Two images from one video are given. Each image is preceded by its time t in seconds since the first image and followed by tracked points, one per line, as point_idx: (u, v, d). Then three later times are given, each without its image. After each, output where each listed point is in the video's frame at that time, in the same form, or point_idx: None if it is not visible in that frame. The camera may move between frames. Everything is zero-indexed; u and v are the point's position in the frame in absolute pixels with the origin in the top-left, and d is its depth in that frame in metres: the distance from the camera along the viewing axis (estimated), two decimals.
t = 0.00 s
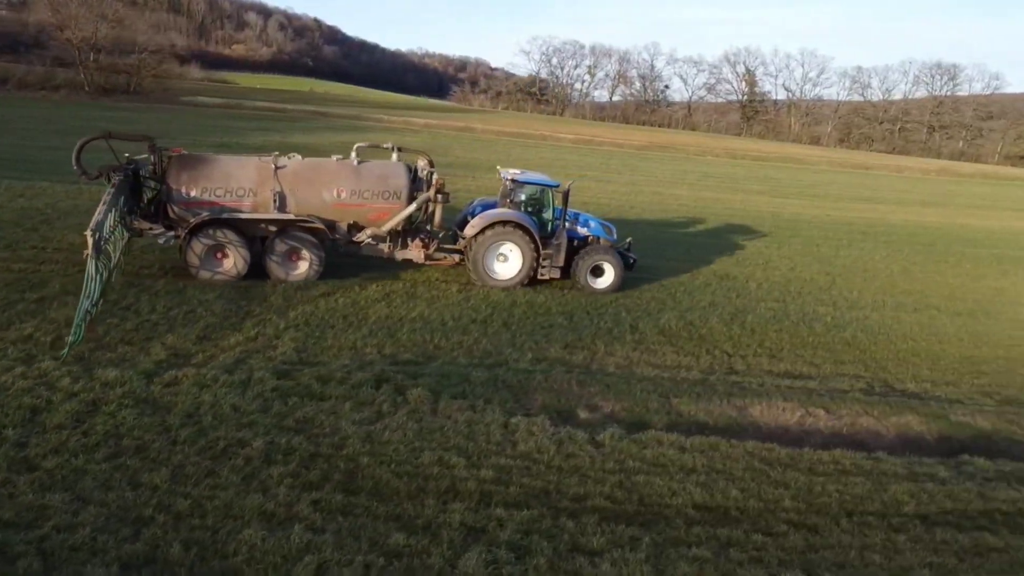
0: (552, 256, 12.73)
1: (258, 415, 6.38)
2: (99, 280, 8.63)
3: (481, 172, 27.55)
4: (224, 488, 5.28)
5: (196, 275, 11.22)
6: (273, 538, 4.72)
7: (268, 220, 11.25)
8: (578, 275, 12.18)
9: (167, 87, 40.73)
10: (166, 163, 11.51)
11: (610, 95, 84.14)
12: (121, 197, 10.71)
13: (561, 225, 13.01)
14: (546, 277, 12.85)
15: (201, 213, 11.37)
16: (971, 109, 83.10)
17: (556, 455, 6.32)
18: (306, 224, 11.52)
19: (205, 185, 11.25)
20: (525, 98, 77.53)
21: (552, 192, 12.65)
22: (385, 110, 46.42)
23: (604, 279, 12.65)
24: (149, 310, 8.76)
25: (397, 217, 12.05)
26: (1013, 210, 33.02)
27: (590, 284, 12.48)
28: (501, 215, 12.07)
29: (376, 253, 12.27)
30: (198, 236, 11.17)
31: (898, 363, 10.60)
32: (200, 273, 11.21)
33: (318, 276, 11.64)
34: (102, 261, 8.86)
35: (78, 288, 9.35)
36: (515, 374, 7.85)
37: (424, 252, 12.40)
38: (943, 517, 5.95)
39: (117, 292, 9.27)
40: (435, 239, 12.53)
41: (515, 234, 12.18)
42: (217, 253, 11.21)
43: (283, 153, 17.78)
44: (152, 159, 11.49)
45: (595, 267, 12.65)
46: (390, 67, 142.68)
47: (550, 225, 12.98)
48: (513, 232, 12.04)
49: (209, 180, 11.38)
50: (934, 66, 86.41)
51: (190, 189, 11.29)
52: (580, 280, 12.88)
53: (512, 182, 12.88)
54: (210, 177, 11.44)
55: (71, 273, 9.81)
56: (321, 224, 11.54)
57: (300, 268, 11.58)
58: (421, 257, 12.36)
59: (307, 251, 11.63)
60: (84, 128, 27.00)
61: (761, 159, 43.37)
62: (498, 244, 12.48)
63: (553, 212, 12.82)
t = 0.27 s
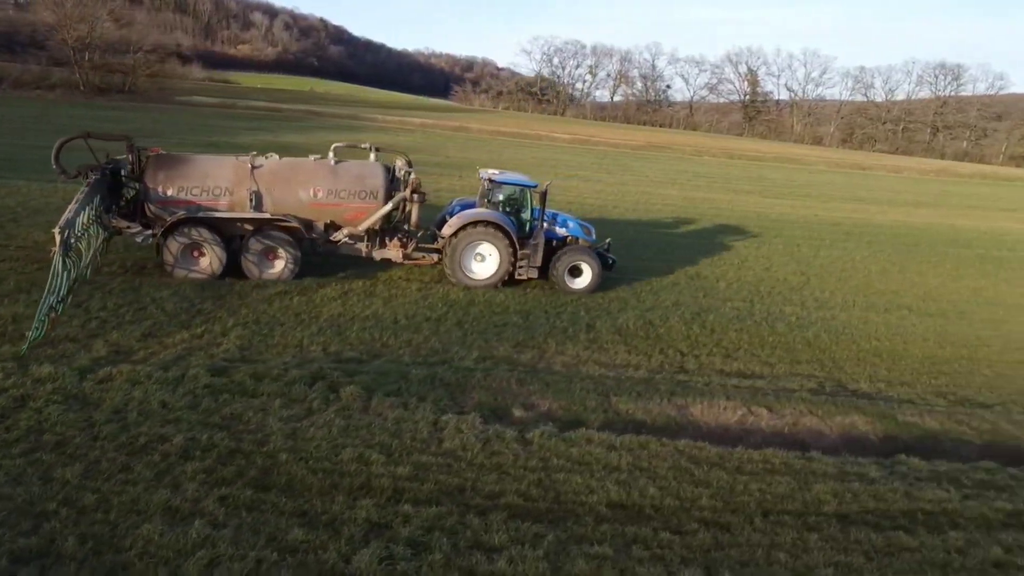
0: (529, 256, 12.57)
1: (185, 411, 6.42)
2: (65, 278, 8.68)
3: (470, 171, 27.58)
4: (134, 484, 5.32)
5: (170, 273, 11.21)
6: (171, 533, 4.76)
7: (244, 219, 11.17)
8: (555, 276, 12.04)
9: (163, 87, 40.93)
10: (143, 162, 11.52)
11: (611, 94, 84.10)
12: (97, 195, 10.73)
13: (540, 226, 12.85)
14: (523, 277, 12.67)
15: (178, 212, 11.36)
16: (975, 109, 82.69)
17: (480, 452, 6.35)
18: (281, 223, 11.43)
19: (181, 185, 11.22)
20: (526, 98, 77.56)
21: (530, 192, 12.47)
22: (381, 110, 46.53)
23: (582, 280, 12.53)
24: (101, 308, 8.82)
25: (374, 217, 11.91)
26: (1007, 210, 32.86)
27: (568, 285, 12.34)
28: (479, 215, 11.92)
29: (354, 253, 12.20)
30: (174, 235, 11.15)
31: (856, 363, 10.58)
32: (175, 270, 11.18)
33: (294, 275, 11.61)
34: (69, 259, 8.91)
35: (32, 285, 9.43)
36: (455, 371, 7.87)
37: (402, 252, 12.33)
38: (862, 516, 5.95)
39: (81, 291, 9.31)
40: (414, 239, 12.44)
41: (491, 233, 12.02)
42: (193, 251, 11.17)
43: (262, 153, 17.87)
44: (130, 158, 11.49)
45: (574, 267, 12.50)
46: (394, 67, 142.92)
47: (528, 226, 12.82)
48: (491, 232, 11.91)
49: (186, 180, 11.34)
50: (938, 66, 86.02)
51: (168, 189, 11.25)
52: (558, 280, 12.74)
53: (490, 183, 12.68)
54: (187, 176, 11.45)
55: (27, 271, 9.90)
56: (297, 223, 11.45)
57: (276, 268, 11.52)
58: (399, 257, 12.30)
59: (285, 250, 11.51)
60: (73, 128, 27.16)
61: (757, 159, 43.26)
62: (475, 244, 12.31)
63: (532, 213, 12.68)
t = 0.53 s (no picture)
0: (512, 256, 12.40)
1: (126, 408, 6.47)
2: (44, 277, 8.69)
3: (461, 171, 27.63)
4: (62, 479, 5.37)
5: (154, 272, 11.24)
6: (89, 527, 4.80)
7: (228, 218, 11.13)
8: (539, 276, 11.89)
9: (162, 88, 41.19)
10: (128, 162, 11.51)
11: (614, 95, 84.10)
12: (83, 193, 10.73)
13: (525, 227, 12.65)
14: (509, 279, 12.50)
15: (163, 211, 11.32)
16: (979, 109, 82.30)
17: (417, 450, 6.39)
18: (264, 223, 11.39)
19: (166, 185, 11.16)
20: (528, 98, 77.63)
21: (514, 193, 12.30)
22: (379, 111, 46.66)
23: (566, 281, 12.40)
24: (63, 306, 8.87)
25: (358, 217, 11.84)
26: (1004, 211, 32.70)
27: (552, 285, 12.18)
28: (462, 215, 11.77)
29: (339, 252, 12.13)
30: (158, 233, 11.17)
31: (822, 362, 10.56)
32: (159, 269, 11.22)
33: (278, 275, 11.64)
34: (50, 257, 8.92)
35: None
36: (406, 370, 7.91)
37: (387, 252, 12.23)
38: (793, 514, 5.95)
39: (61, 289, 9.32)
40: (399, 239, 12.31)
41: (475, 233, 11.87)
42: (177, 249, 11.20)
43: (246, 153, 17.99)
44: (116, 158, 11.49)
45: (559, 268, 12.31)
46: (399, 67, 143.23)
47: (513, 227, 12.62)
48: (474, 232, 11.77)
49: (171, 179, 11.29)
50: (943, 67, 85.67)
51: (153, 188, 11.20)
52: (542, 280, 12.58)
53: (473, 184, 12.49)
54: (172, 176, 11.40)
55: None
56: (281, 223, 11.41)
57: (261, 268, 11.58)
58: (384, 257, 12.20)
59: (269, 249, 11.53)
60: (67, 128, 27.36)
61: (755, 160, 43.17)
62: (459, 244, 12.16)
63: (516, 214, 12.48)
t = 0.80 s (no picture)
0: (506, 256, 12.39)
1: (85, 404, 6.53)
2: (36, 276, 8.71)
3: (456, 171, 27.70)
4: (12, 473, 5.43)
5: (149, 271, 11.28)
6: (31, 521, 4.85)
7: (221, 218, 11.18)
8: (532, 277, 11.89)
9: (161, 88, 41.42)
10: (125, 163, 11.49)
11: (616, 95, 84.14)
12: (78, 193, 10.75)
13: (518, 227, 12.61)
14: (501, 279, 12.50)
15: (157, 211, 11.39)
16: (983, 109, 82.05)
17: (373, 446, 6.43)
18: (257, 223, 11.45)
19: (160, 185, 11.23)
20: (529, 98, 77.73)
21: (506, 194, 12.28)
22: (378, 111, 46.83)
23: (559, 281, 12.37)
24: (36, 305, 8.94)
25: (351, 217, 11.89)
26: (1002, 212, 32.61)
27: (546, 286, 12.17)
28: (455, 215, 11.78)
29: (333, 251, 12.16)
30: (153, 233, 11.13)
31: (795, 361, 10.58)
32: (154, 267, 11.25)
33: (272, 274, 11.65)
34: (42, 257, 8.94)
35: None
36: (372, 368, 7.95)
37: (381, 251, 12.21)
38: (743, 511, 5.97)
39: (53, 288, 9.35)
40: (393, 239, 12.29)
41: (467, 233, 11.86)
42: (171, 249, 11.21)
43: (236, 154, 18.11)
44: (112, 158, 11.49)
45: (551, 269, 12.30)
46: (403, 67, 143.55)
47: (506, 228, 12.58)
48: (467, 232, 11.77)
49: (165, 180, 11.35)
50: (947, 67, 85.40)
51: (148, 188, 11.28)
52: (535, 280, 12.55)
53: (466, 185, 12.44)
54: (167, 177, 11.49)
55: None
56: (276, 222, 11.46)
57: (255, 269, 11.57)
58: (378, 257, 12.17)
59: (263, 249, 11.53)
60: (63, 128, 27.54)
61: (753, 160, 43.12)
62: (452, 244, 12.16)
63: (509, 215, 12.44)
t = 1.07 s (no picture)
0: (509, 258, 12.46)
1: (63, 402, 6.58)
2: (45, 276, 8.77)
3: (456, 170, 27.78)
4: None
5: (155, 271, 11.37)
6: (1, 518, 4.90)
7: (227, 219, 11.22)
8: (536, 278, 11.95)
9: (164, 88, 41.63)
10: (132, 164, 11.46)
11: (619, 95, 84.15)
12: (85, 193, 10.78)
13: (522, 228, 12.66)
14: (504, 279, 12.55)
15: (164, 212, 11.41)
16: (988, 109, 81.81)
17: (348, 444, 6.47)
18: (263, 223, 11.51)
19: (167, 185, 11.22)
20: (533, 98, 77.84)
21: (511, 196, 12.32)
22: (380, 112, 46.97)
23: (563, 282, 12.42)
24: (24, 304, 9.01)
25: (356, 218, 11.98)
26: (1003, 212, 32.55)
27: (549, 287, 12.23)
28: (459, 216, 11.84)
29: (338, 252, 12.25)
30: (160, 234, 11.19)
31: (782, 361, 10.61)
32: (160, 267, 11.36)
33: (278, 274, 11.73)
34: (50, 257, 8.98)
35: None
36: (354, 367, 8.01)
37: (385, 252, 12.32)
38: (714, 510, 5.99)
39: (62, 288, 9.40)
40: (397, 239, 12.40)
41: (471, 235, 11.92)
42: (178, 249, 11.29)
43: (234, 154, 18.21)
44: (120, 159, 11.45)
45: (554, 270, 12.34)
46: (408, 67, 143.80)
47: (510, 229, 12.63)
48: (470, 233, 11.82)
49: (172, 180, 11.34)
50: (952, 67, 85.21)
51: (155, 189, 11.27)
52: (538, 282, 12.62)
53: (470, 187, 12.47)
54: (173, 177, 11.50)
55: None
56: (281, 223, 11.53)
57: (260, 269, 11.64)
58: (382, 257, 12.29)
59: (269, 249, 11.62)
60: (64, 128, 27.71)
61: (755, 160, 43.11)
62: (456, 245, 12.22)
63: (514, 216, 12.50)
